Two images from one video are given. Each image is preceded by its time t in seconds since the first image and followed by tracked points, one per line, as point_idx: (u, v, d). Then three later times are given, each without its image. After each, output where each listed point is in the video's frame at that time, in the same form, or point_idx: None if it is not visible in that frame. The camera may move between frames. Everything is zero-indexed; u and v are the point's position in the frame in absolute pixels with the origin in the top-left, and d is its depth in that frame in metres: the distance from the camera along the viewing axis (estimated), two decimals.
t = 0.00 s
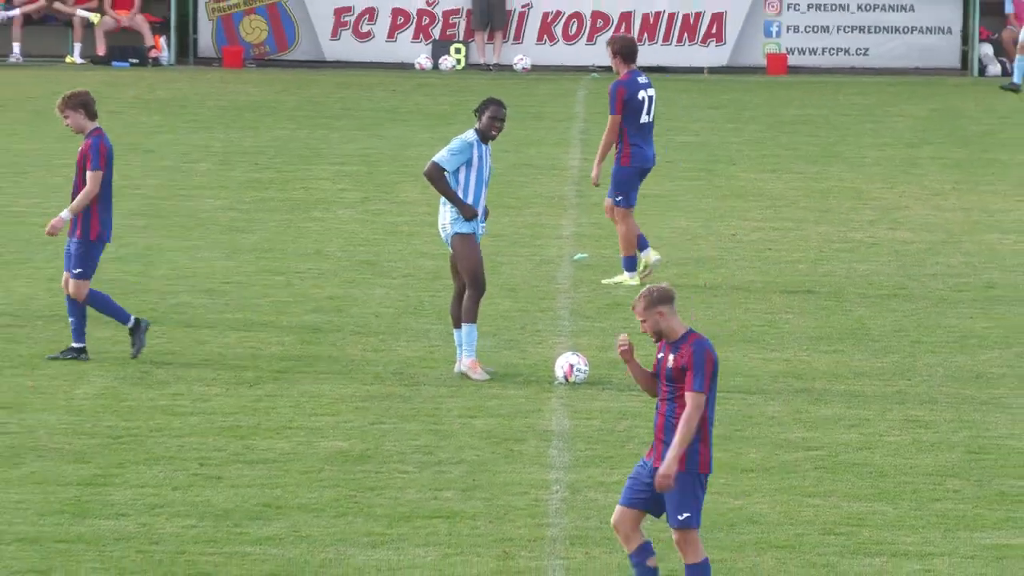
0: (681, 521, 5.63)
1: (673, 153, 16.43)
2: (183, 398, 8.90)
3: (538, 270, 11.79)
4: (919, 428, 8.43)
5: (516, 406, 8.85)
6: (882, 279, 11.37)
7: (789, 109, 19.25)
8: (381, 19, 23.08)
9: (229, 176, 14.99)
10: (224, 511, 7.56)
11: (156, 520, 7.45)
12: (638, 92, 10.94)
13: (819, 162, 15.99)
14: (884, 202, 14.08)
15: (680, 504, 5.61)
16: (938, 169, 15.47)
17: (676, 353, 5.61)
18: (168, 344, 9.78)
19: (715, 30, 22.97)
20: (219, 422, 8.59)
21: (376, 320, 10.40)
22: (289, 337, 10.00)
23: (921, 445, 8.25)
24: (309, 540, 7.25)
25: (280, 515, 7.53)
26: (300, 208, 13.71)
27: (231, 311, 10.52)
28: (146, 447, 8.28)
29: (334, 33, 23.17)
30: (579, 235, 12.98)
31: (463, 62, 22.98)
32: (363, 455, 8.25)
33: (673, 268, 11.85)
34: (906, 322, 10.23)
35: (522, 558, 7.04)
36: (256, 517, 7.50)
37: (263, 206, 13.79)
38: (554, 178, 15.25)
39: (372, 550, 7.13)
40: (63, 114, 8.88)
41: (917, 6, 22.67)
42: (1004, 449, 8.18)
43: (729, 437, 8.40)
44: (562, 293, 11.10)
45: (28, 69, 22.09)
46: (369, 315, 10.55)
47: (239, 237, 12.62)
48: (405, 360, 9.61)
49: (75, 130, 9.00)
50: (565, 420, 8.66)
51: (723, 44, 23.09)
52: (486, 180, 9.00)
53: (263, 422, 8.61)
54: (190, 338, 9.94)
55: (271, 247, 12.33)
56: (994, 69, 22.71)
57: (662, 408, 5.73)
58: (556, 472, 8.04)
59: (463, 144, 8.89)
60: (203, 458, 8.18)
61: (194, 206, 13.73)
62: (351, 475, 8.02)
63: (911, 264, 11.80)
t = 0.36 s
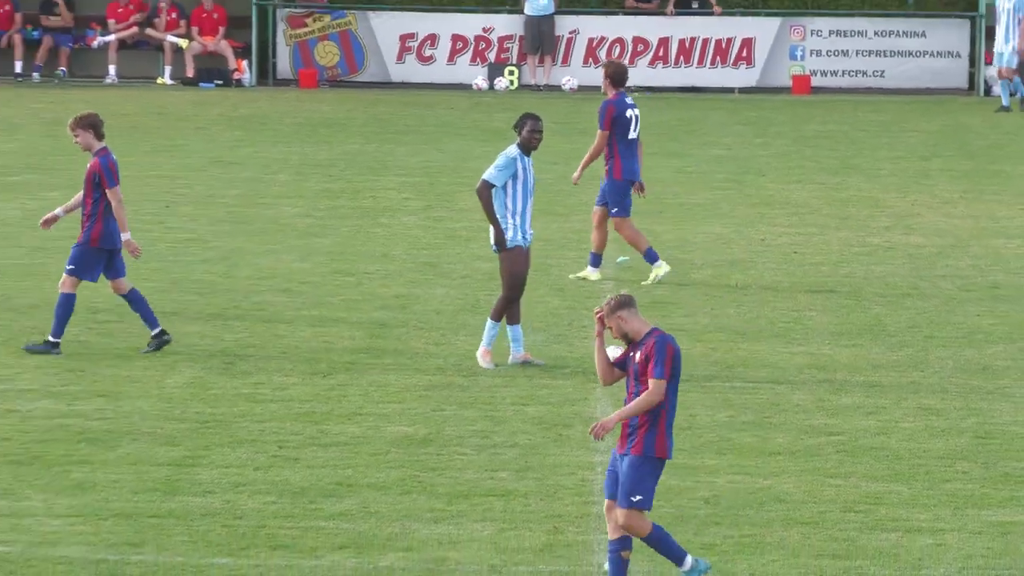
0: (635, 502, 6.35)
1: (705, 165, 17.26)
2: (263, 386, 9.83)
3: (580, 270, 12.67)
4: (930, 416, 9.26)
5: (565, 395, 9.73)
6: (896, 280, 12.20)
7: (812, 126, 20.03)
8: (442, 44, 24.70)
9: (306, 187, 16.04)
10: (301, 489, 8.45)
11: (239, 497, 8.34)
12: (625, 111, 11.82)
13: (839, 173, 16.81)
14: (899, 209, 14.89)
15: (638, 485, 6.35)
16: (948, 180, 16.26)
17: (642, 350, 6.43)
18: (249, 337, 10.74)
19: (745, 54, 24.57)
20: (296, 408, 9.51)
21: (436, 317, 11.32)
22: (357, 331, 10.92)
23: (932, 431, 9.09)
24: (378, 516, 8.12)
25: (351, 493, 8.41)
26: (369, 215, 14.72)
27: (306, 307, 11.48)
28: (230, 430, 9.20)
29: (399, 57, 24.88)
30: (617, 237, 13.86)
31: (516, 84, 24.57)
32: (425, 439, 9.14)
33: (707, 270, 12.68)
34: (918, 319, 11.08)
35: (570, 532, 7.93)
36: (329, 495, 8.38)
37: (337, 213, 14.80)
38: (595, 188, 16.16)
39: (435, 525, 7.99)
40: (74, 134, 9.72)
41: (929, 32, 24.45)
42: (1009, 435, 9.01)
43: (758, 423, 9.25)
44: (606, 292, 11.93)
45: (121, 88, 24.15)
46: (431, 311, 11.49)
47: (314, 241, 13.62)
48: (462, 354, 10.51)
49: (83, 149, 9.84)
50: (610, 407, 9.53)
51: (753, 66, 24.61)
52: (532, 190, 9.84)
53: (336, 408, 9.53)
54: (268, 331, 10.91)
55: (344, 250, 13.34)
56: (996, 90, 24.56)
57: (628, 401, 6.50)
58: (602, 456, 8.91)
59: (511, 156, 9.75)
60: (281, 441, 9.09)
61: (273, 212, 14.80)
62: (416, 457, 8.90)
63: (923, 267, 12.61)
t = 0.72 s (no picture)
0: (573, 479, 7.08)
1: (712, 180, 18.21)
2: (308, 382, 10.79)
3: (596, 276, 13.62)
4: (917, 410, 10.11)
5: (582, 390, 10.64)
6: (886, 285, 13.10)
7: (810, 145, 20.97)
8: (471, 69, 26.52)
9: (349, 203, 17.32)
10: (342, 475, 9.28)
11: (284, 482, 9.17)
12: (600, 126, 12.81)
13: (836, 186, 17.74)
14: (890, 220, 15.80)
15: (581, 467, 7.06)
16: (933, 194, 17.14)
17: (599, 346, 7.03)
18: (296, 337, 11.77)
19: (749, 78, 26.18)
20: (337, 401, 10.43)
21: (466, 319, 12.37)
22: (394, 332, 11.96)
23: (918, 422, 9.96)
24: (411, 500, 8.94)
25: (386, 478, 9.25)
26: (407, 228, 15.96)
27: (346, 312, 12.49)
28: (278, 421, 10.10)
29: (433, 81, 26.61)
30: (630, 245, 14.86)
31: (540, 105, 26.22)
32: (455, 429, 10.02)
33: (713, 276, 13.58)
34: (905, 319, 11.97)
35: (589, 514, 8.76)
36: (368, 479, 9.22)
37: (376, 226, 16.01)
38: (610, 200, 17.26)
39: (463, 508, 8.80)
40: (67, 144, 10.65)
41: (918, 58, 25.95)
42: (987, 426, 9.87)
43: (759, 415, 10.14)
44: (620, 295, 12.82)
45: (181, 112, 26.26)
46: (460, 314, 12.54)
47: (358, 251, 14.83)
48: (490, 353, 11.50)
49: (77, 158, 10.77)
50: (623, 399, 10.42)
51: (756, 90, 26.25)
52: (541, 200, 10.69)
53: (373, 402, 10.44)
54: (313, 332, 11.92)
55: (381, 260, 14.45)
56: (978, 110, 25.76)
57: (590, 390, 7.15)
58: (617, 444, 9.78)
59: (519, 173, 10.56)
60: (324, 431, 9.97)
61: (319, 226, 16.01)
62: (446, 445, 9.78)
63: (911, 272, 13.49)
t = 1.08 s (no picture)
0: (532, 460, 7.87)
1: (701, 188, 19.58)
2: (330, 372, 11.75)
3: (597, 275, 14.61)
4: (890, 399, 11.02)
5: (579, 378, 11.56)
6: (860, 283, 14.14)
7: (785, 169, 21.71)
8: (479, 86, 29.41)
9: (368, 208, 18.31)
10: (361, 457, 10.18)
11: (309, 464, 10.07)
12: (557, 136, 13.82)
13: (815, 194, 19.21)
14: (863, 224, 16.95)
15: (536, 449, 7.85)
16: (903, 201, 18.43)
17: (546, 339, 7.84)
18: (320, 331, 12.77)
19: (733, 95, 28.98)
20: (357, 389, 11.39)
21: (474, 315, 13.32)
22: (407, 328, 12.90)
23: (888, 409, 10.88)
24: (425, 480, 9.82)
25: (402, 461, 10.14)
26: (420, 231, 16.93)
27: (366, 308, 13.49)
28: (303, 408, 11.04)
29: (445, 97, 29.56)
30: (629, 247, 15.90)
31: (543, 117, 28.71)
32: (465, 415, 10.98)
33: (702, 274, 14.58)
34: (877, 315, 12.98)
35: (587, 491, 9.60)
36: (385, 462, 10.12)
37: (392, 228, 17.02)
38: (609, 206, 18.38)
39: (472, 487, 9.69)
40: (39, 155, 11.67)
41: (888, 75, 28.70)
42: (952, 414, 10.80)
43: (743, 403, 11.06)
44: (616, 293, 13.80)
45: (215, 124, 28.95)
46: (470, 310, 13.54)
47: (377, 252, 15.84)
48: (496, 346, 12.45)
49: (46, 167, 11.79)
50: (618, 388, 11.36)
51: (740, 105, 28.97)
52: (530, 207, 11.57)
53: (390, 390, 11.40)
54: (335, 327, 12.91)
55: (397, 260, 15.47)
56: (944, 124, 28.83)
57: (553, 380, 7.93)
58: (611, 429, 10.66)
59: (510, 184, 11.43)
60: (345, 417, 10.90)
61: (342, 228, 17.05)
62: (457, 430, 10.72)
63: (883, 273, 14.52)
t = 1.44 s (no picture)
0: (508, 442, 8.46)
1: (696, 193, 21.18)
2: (352, 363, 12.69)
3: (600, 276, 15.62)
4: (871, 389, 11.88)
5: (583, 368, 12.46)
6: (841, 281, 15.52)
7: (773, 177, 23.16)
8: (491, 99, 30.74)
9: (385, 210, 19.32)
10: (379, 443, 10.82)
11: (331, 449, 10.65)
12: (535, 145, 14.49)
13: (800, 199, 20.95)
14: (845, 227, 18.64)
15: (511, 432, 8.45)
16: (883, 207, 20.33)
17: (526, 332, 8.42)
18: (342, 324, 13.73)
19: (725, 106, 30.47)
20: (377, 379, 12.27)
21: (486, 310, 14.30)
22: (424, 322, 13.86)
23: (868, 397, 11.74)
24: (439, 463, 10.41)
25: (417, 446, 10.79)
26: (434, 231, 17.95)
27: (385, 303, 14.43)
28: (326, 397, 11.85)
29: (459, 109, 30.84)
30: (630, 249, 17.04)
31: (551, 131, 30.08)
32: (477, 404, 11.86)
33: (697, 274, 15.76)
34: (858, 311, 14.27)
35: (590, 473, 10.12)
36: (402, 446, 10.76)
37: (408, 230, 18.05)
38: (612, 211, 19.56)
39: (483, 470, 10.26)
40: (19, 167, 12.51)
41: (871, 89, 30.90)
42: (927, 401, 11.63)
43: (734, 391, 11.90)
44: (617, 290, 14.93)
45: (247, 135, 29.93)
46: (481, 306, 14.46)
47: (394, 251, 16.85)
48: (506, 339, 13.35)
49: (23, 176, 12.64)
50: (618, 377, 12.23)
51: (731, 117, 30.54)
52: (535, 212, 12.53)
53: (407, 380, 12.28)
54: (356, 321, 13.85)
55: (414, 259, 16.42)
56: (921, 134, 30.68)
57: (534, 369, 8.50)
58: (613, 416, 11.33)
59: (517, 193, 12.40)
60: (365, 405, 11.67)
61: (362, 230, 17.99)
62: (469, 417, 11.54)
63: (864, 272, 15.98)
